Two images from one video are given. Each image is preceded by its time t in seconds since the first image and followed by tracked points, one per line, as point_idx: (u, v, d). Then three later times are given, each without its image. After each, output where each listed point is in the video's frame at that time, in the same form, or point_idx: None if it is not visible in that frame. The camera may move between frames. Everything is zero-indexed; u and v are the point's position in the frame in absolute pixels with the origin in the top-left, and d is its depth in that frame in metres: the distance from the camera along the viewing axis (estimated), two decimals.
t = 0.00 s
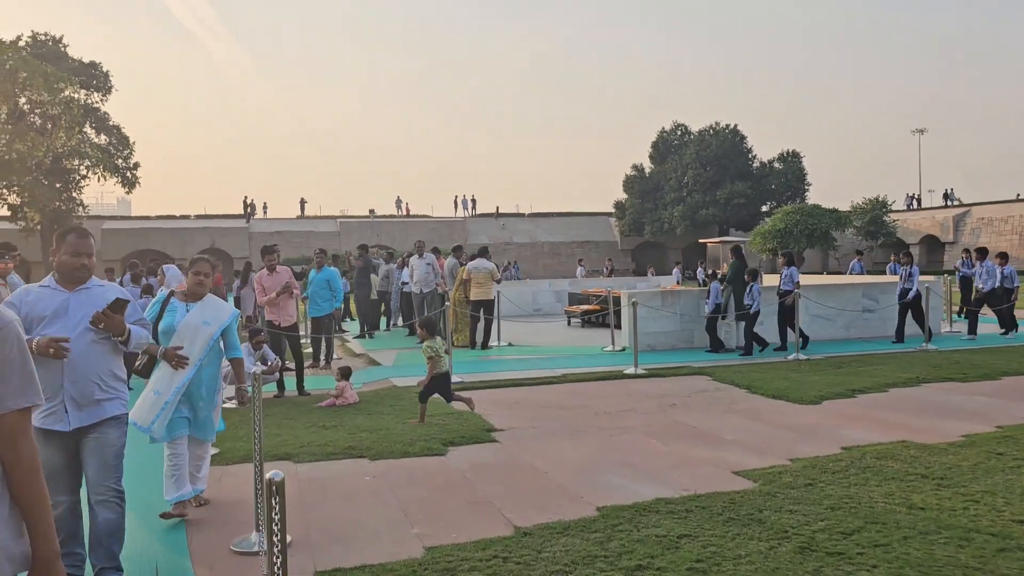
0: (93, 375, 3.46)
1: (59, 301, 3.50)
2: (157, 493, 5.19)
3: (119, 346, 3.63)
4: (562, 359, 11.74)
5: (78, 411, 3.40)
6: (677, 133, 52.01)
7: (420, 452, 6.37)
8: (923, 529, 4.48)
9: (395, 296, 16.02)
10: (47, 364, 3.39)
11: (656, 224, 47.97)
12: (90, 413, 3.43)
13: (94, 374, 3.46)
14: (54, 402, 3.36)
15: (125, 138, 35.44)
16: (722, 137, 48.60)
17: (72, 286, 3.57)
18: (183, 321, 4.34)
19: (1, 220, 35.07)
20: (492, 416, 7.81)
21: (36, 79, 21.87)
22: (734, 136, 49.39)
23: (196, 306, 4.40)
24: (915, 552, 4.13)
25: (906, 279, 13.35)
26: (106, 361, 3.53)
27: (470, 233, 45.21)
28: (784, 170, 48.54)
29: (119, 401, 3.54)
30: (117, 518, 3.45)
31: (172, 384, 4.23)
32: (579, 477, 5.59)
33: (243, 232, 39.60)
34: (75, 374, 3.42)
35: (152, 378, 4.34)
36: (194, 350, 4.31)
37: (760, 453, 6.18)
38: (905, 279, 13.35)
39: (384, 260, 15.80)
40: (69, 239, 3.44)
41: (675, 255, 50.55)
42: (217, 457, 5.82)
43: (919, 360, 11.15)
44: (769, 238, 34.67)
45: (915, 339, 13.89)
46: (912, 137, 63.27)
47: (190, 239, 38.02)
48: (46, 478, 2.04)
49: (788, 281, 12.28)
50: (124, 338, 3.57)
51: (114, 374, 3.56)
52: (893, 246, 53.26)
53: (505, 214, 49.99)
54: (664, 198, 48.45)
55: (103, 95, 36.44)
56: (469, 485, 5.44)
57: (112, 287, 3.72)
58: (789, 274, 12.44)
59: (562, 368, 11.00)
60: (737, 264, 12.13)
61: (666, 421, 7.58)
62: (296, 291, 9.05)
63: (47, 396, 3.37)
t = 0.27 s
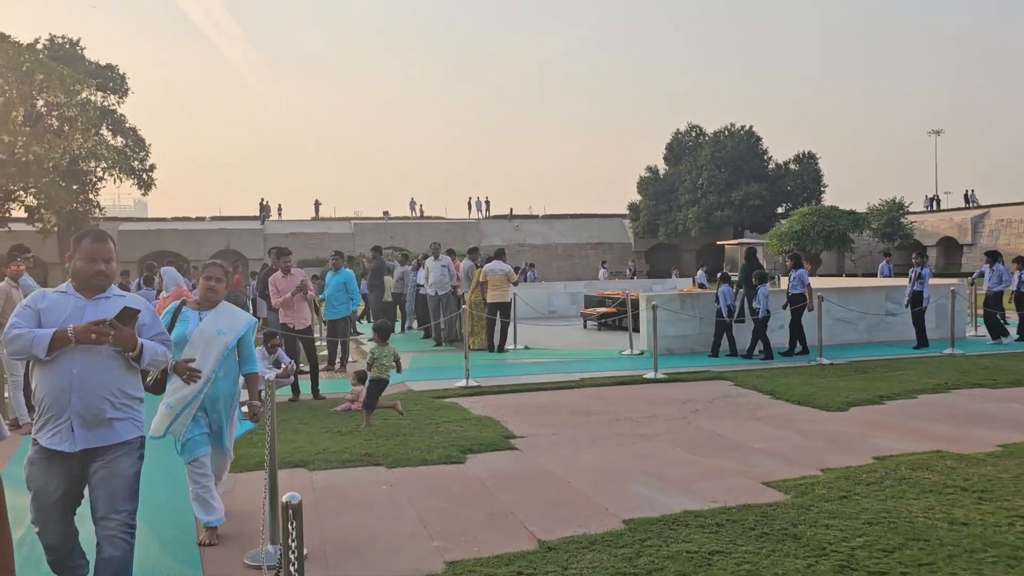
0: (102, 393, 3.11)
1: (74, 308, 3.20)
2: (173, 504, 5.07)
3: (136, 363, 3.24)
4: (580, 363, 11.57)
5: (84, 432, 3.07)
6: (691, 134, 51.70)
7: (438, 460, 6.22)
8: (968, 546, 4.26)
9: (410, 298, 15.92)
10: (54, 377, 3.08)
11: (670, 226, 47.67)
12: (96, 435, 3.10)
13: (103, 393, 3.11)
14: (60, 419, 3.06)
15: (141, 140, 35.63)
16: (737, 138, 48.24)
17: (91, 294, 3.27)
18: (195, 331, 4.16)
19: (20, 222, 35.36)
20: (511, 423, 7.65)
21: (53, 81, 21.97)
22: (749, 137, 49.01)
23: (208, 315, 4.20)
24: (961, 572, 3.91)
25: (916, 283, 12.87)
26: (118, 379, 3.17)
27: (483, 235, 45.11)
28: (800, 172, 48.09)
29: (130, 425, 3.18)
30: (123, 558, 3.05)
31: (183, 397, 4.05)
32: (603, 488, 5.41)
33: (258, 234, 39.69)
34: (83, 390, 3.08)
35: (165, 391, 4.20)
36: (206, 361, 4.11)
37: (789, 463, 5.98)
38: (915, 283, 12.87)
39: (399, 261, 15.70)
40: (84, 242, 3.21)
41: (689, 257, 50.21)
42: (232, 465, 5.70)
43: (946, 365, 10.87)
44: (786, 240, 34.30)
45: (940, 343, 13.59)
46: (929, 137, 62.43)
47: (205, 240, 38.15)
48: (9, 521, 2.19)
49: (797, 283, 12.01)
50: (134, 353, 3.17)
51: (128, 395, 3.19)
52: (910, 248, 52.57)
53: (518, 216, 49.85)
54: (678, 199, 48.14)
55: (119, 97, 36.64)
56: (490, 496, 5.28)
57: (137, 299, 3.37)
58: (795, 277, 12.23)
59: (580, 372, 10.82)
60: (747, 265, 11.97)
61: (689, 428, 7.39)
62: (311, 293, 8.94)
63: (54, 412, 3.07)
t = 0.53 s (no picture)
0: (114, 408, 2.92)
1: (79, 311, 2.97)
2: (185, 512, 4.96)
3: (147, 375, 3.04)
4: (593, 365, 11.41)
5: (96, 451, 2.88)
6: (701, 134, 51.45)
7: (454, 466, 6.08)
8: (1011, 560, 4.07)
9: (420, 299, 15.80)
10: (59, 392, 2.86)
11: (679, 226, 47.45)
12: (110, 455, 2.92)
13: (115, 408, 2.92)
14: (69, 439, 2.85)
15: (150, 140, 35.66)
16: (747, 138, 47.95)
17: (97, 293, 3.04)
18: (207, 335, 3.89)
19: (30, 222, 35.43)
20: (526, 427, 7.49)
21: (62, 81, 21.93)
22: (759, 136, 48.68)
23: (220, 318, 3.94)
24: None
25: (924, 283, 12.50)
26: (131, 392, 2.97)
27: (492, 235, 44.97)
28: (811, 171, 47.76)
29: (142, 440, 3.01)
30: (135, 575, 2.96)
31: (196, 407, 3.80)
32: (624, 496, 5.24)
33: (267, 234, 39.67)
34: (94, 406, 2.88)
35: (174, 400, 3.94)
36: (219, 367, 3.86)
37: (815, 469, 5.80)
38: (923, 284, 12.50)
39: (409, 262, 15.57)
40: (83, 231, 2.99)
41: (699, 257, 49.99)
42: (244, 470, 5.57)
43: (968, 367, 10.65)
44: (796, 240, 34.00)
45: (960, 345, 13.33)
46: (941, 136, 61.90)
47: (214, 240, 38.15)
48: None
49: (806, 284, 11.86)
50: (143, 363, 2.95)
51: (140, 407, 3.01)
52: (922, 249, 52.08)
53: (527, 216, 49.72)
54: (687, 199, 47.91)
55: (128, 97, 36.67)
56: (508, 504, 5.13)
57: (145, 297, 3.17)
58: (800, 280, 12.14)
59: (594, 374, 10.68)
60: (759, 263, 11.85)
61: (710, 433, 7.22)
62: (321, 294, 8.81)
63: (60, 431, 2.86)
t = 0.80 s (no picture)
0: (106, 438, 2.54)
1: (54, 327, 2.53)
2: (192, 520, 4.80)
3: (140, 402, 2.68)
4: (603, 367, 11.23)
5: (86, 488, 2.50)
6: (705, 133, 51.26)
7: (467, 473, 5.90)
8: None
9: (426, 300, 15.64)
10: (42, 424, 2.47)
11: (683, 226, 47.26)
12: (104, 490, 2.53)
13: (108, 438, 2.54)
14: (54, 477, 2.46)
15: (153, 140, 35.52)
16: (751, 137, 47.74)
17: (73, 305, 2.61)
18: (217, 349, 3.59)
19: (32, 222, 35.32)
20: (539, 432, 7.30)
21: (65, 80, 21.78)
22: (764, 136, 48.47)
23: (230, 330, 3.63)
24: None
25: (927, 283, 12.22)
26: (123, 418, 2.59)
27: (495, 235, 44.79)
28: (816, 171, 47.55)
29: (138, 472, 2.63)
30: None
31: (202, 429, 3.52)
32: (646, 505, 5.06)
33: (270, 234, 39.52)
34: (83, 436, 2.50)
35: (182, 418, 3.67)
36: (228, 387, 3.55)
37: (840, 476, 5.61)
38: (925, 284, 12.21)
39: (414, 262, 15.40)
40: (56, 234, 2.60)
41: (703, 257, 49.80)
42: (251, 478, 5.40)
43: (986, 369, 10.45)
44: (803, 240, 33.77)
45: (974, 347, 13.13)
46: (945, 136, 61.54)
47: (217, 240, 38.00)
48: None
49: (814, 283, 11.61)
50: (139, 391, 2.61)
51: (134, 434, 2.64)
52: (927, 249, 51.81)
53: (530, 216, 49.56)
54: (692, 199, 47.71)
55: (131, 97, 36.52)
56: (525, 513, 4.96)
57: (129, 307, 2.76)
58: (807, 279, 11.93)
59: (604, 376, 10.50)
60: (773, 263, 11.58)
61: (727, 437, 7.04)
62: (327, 296, 8.67)
63: (44, 467, 2.46)
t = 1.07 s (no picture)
0: (78, 457, 2.31)
1: (24, 324, 2.33)
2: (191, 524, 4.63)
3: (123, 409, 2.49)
4: (609, 365, 11.07)
5: (54, 512, 2.28)
6: (707, 130, 51.04)
7: (475, 474, 5.74)
8: None
9: (428, 297, 15.49)
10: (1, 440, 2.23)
11: (685, 223, 47.07)
12: (74, 511, 2.31)
13: (80, 456, 2.32)
14: (14, 499, 2.25)
15: (152, 137, 35.34)
16: (753, 134, 47.54)
17: (41, 294, 2.40)
18: (216, 345, 3.18)
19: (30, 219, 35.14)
20: (547, 431, 7.14)
21: (63, 75, 21.60)
22: (765, 132, 48.25)
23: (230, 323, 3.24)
24: None
25: (920, 283, 12.05)
26: (100, 432, 2.37)
27: (496, 232, 44.59)
28: (818, 167, 47.35)
29: (121, 491, 2.42)
30: None
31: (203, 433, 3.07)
32: (661, 508, 4.89)
33: (270, 231, 39.34)
34: (50, 455, 2.27)
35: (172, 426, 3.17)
36: (231, 386, 3.14)
37: (860, 477, 5.45)
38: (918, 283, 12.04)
39: (416, 259, 15.25)
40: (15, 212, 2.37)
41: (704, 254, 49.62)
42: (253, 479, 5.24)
43: (999, 366, 10.28)
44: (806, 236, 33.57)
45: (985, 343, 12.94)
46: (946, 133, 61.38)
47: (216, 238, 37.83)
48: None
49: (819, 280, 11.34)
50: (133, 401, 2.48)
51: (111, 447, 2.41)
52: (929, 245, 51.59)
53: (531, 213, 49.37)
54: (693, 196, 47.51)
55: (130, 94, 36.31)
56: (536, 517, 4.79)
57: (104, 299, 2.52)
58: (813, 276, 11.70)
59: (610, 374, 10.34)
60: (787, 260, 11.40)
61: (741, 436, 6.87)
62: (329, 293, 8.50)
63: (3, 488, 2.24)
